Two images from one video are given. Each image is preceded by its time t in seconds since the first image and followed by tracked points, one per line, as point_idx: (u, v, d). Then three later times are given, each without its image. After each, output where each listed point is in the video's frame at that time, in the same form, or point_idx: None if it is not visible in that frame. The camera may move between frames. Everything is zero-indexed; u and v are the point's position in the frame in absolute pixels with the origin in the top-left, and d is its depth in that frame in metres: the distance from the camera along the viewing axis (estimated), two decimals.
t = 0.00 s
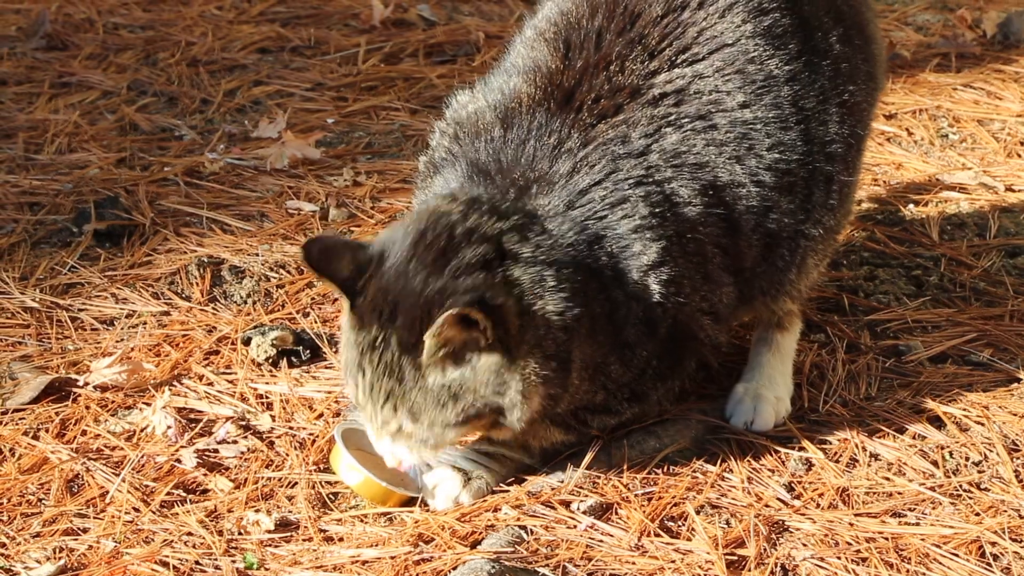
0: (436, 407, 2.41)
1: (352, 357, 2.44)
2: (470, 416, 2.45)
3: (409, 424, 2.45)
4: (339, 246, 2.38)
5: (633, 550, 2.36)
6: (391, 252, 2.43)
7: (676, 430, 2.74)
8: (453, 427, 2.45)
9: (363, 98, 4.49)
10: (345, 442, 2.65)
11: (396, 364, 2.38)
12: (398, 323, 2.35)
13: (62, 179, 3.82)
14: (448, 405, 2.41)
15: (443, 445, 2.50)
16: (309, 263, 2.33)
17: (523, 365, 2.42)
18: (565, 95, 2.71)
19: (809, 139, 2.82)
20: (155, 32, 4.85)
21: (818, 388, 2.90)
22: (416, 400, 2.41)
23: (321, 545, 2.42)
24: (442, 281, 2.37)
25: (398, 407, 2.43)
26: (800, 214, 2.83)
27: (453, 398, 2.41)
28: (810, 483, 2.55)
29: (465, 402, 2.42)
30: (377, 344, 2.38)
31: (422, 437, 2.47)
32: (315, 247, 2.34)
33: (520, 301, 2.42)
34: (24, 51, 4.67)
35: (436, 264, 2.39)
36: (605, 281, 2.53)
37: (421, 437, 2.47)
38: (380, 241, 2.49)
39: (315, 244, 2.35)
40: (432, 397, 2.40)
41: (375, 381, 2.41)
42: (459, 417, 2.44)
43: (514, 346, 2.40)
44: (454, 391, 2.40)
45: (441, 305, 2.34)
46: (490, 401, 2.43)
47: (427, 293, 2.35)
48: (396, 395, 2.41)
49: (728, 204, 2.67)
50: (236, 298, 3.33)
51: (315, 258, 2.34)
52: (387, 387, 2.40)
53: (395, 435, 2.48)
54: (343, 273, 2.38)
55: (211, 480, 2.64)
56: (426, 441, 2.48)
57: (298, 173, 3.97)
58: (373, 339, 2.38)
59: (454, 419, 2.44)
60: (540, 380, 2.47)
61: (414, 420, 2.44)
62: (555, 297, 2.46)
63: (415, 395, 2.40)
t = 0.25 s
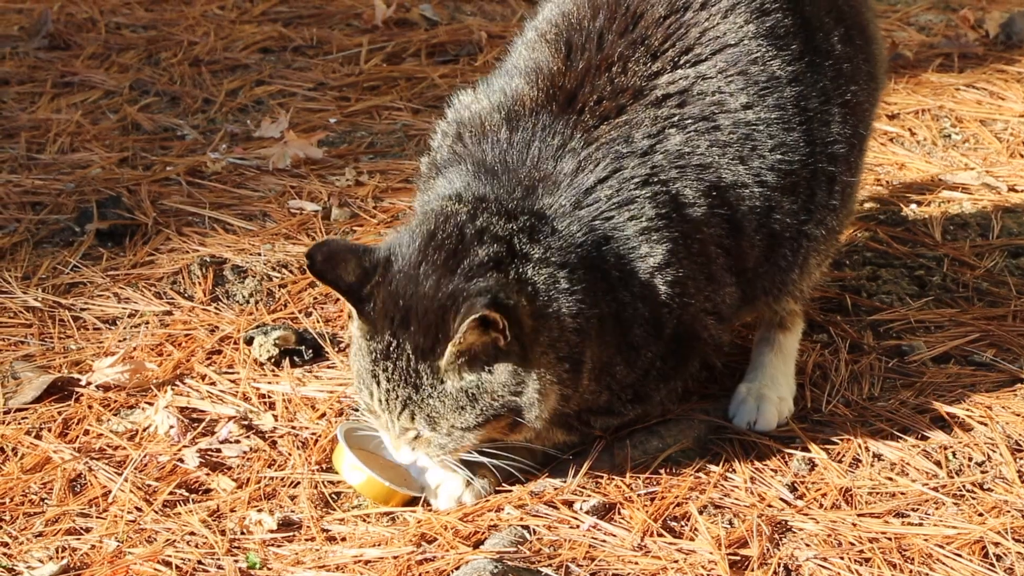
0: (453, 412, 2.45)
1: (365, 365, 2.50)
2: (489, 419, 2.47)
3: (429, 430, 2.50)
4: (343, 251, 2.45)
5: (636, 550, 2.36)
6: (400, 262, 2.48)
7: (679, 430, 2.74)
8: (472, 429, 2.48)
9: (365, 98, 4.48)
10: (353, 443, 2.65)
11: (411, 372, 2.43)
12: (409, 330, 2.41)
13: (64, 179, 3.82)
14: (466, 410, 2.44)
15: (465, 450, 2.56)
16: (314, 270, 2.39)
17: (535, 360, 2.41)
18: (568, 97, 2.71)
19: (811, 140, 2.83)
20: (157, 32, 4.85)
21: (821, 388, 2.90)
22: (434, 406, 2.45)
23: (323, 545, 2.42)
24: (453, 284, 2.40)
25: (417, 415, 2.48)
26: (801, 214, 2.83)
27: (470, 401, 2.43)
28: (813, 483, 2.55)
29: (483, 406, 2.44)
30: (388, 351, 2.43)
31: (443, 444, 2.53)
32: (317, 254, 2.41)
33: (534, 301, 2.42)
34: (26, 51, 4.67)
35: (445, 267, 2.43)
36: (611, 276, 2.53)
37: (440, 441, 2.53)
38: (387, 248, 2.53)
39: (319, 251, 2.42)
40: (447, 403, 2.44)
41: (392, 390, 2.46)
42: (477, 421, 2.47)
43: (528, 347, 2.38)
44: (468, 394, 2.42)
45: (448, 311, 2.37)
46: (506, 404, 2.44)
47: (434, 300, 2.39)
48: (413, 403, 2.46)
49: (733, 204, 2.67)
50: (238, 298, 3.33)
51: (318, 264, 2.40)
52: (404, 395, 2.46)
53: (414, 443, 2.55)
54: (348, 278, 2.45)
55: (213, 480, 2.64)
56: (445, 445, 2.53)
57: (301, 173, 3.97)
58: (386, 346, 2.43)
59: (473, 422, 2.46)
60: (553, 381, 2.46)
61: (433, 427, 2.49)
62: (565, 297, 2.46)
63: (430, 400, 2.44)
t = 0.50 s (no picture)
0: (457, 399, 2.34)
1: (363, 350, 2.37)
2: (489, 412, 2.38)
3: (424, 420, 2.37)
4: (353, 228, 2.35)
5: (638, 549, 2.36)
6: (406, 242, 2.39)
7: (681, 429, 2.73)
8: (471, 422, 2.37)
9: (368, 96, 4.48)
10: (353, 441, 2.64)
11: (414, 351, 2.31)
12: (416, 309, 2.30)
13: (66, 178, 3.82)
14: (469, 399, 2.34)
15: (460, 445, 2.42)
16: (328, 242, 2.30)
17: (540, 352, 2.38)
18: (571, 95, 2.71)
19: (813, 138, 2.83)
20: (159, 31, 4.85)
21: (823, 388, 2.90)
22: (435, 391, 2.33)
23: (325, 544, 2.42)
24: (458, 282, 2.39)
25: (414, 401, 2.35)
26: (803, 213, 2.83)
27: (474, 390, 2.33)
28: (815, 482, 2.55)
29: (486, 397, 2.35)
30: (392, 331, 2.31)
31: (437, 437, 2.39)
32: (330, 228, 2.31)
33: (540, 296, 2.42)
34: (28, 49, 4.67)
35: (459, 252, 2.36)
36: (615, 274, 2.54)
37: (435, 433, 2.39)
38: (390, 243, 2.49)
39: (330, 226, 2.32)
40: (452, 388, 2.32)
41: (391, 374, 2.34)
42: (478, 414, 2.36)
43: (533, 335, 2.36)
44: (475, 379, 2.32)
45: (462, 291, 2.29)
46: (512, 393, 2.37)
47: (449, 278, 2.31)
48: (412, 386, 2.34)
49: (737, 202, 2.67)
50: (240, 297, 3.32)
51: (331, 238, 2.30)
52: (403, 377, 2.33)
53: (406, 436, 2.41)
54: (356, 256, 2.34)
55: (215, 478, 2.64)
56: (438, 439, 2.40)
57: (303, 172, 3.97)
58: (388, 327, 2.32)
59: (475, 411, 2.35)
60: (557, 379, 2.47)
61: (429, 416, 2.36)
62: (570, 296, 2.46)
63: (434, 385, 2.32)
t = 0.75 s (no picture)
0: (462, 417, 2.44)
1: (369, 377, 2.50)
2: (497, 420, 2.46)
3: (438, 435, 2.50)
4: (341, 266, 2.44)
5: (640, 547, 2.36)
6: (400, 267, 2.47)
7: (684, 428, 2.73)
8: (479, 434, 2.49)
9: (369, 94, 4.48)
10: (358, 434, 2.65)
11: (416, 379, 2.41)
12: (411, 339, 2.39)
13: (68, 175, 3.82)
14: (476, 414, 2.43)
15: (473, 451, 2.53)
16: (315, 287, 2.40)
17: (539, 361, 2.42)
18: (569, 91, 2.71)
19: (812, 137, 2.83)
20: (161, 29, 4.84)
21: (825, 386, 2.90)
22: (441, 412, 2.44)
23: (327, 542, 2.42)
24: (455, 289, 2.38)
25: (424, 421, 2.47)
26: (802, 210, 2.83)
27: (478, 406, 2.42)
28: (818, 481, 2.55)
29: (490, 412, 2.43)
30: (393, 361, 2.42)
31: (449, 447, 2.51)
32: (317, 270, 2.41)
33: (536, 299, 2.43)
34: (30, 47, 4.67)
35: (448, 271, 2.42)
36: (608, 272, 2.54)
37: (448, 445, 2.51)
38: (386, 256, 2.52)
39: (318, 266, 2.41)
40: (456, 408, 2.43)
41: (398, 399, 2.46)
42: (484, 425, 2.46)
43: (532, 346, 2.39)
44: (477, 399, 2.41)
45: (450, 318, 2.34)
46: (513, 405, 2.44)
47: (438, 302, 2.37)
48: (419, 411, 2.45)
49: (734, 200, 2.67)
50: (242, 295, 3.32)
51: (318, 281, 2.40)
52: (410, 403, 2.45)
53: (421, 448, 2.54)
54: (350, 291, 2.43)
55: (217, 476, 2.64)
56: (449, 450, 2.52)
57: (304, 170, 3.97)
58: (388, 355, 2.43)
59: (483, 425, 2.46)
60: (558, 377, 2.47)
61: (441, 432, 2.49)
62: (565, 295, 2.46)
63: (438, 408, 2.43)
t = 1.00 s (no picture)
0: (465, 419, 2.42)
1: (369, 378, 2.47)
2: (500, 423, 2.44)
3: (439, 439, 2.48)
4: (341, 267, 2.41)
5: (642, 546, 2.36)
6: (401, 272, 2.46)
7: (685, 426, 2.73)
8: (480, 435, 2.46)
9: (370, 93, 4.48)
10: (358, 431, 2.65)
11: (420, 381, 2.39)
12: (416, 340, 2.37)
13: (69, 174, 3.82)
14: (480, 417, 2.41)
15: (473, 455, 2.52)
16: (318, 288, 2.36)
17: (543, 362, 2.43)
18: (571, 89, 2.71)
19: (815, 137, 2.83)
20: (162, 27, 4.84)
21: (827, 384, 2.90)
22: (445, 415, 2.41)
23: (329, 540, 2.42)
24: (458, 294, 2.38)
25: (426, 425, 2.45)
26: (804, 210, 2.83)
27: (483, 409, 2.40)
28: (819, 479, 2.55)
29: (494, 414, 2.41)
30: (396, 364, 2.39)
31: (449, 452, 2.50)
32: (319, 271, 2.37)
33: (535, 300, 2.44)
34: (31, 45, 4.67)
35: (451, 275, 2.42)
36: (609, 271, 2.54)
37: (449, 450, 2.49)
38: (389, 260, 2.51)
39: (320, 267, 2.38)
40: (460, 411, 2.40)
41: (399, 402, 2.43)
42: (488, 429, 2.44)
43: (535, 347, 2.40)
44: (482, 402, 2.39)
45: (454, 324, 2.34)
46: (517, 407, 2.43)
47: (440, 308, 2.36)
48: (422, 414, 2.43)
49: (737, 200, 2.68)
50: (243, 293, 3.32)
51: (320, 281, 2.36)
52: (413, 407, 2.42)
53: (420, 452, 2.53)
54: (352, 292, 2.40)
55: (219, 475, 2.64)
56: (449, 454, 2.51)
57: (305, 169, 3.97)
58: (391, 359, 2.40)
59: (486, 427, 2.43)
60: (558, 380, 2.48)
61: (442, 436, 2.47)
62: (566, 296, 2.47)
63: (442, 409, 2.41)
